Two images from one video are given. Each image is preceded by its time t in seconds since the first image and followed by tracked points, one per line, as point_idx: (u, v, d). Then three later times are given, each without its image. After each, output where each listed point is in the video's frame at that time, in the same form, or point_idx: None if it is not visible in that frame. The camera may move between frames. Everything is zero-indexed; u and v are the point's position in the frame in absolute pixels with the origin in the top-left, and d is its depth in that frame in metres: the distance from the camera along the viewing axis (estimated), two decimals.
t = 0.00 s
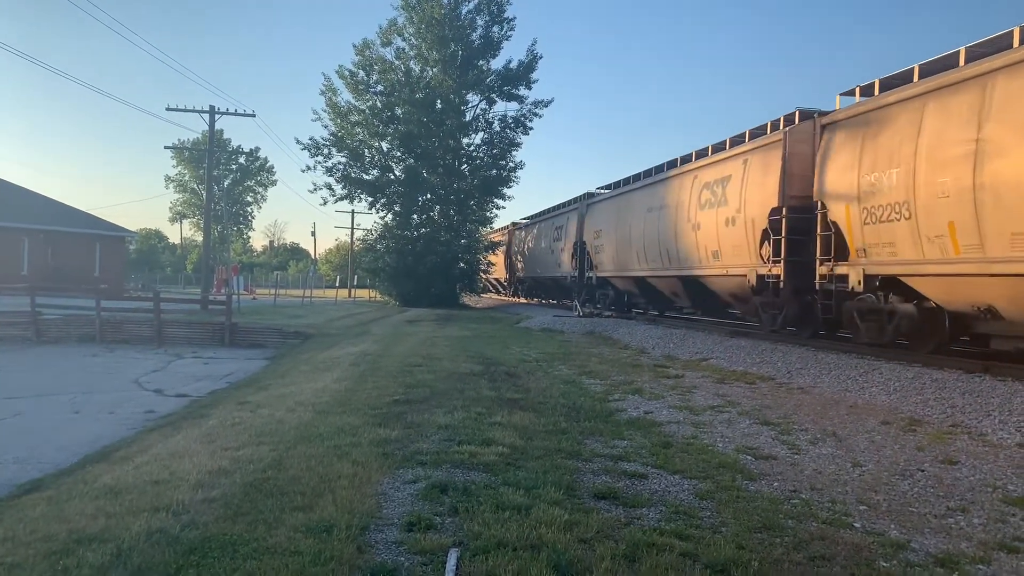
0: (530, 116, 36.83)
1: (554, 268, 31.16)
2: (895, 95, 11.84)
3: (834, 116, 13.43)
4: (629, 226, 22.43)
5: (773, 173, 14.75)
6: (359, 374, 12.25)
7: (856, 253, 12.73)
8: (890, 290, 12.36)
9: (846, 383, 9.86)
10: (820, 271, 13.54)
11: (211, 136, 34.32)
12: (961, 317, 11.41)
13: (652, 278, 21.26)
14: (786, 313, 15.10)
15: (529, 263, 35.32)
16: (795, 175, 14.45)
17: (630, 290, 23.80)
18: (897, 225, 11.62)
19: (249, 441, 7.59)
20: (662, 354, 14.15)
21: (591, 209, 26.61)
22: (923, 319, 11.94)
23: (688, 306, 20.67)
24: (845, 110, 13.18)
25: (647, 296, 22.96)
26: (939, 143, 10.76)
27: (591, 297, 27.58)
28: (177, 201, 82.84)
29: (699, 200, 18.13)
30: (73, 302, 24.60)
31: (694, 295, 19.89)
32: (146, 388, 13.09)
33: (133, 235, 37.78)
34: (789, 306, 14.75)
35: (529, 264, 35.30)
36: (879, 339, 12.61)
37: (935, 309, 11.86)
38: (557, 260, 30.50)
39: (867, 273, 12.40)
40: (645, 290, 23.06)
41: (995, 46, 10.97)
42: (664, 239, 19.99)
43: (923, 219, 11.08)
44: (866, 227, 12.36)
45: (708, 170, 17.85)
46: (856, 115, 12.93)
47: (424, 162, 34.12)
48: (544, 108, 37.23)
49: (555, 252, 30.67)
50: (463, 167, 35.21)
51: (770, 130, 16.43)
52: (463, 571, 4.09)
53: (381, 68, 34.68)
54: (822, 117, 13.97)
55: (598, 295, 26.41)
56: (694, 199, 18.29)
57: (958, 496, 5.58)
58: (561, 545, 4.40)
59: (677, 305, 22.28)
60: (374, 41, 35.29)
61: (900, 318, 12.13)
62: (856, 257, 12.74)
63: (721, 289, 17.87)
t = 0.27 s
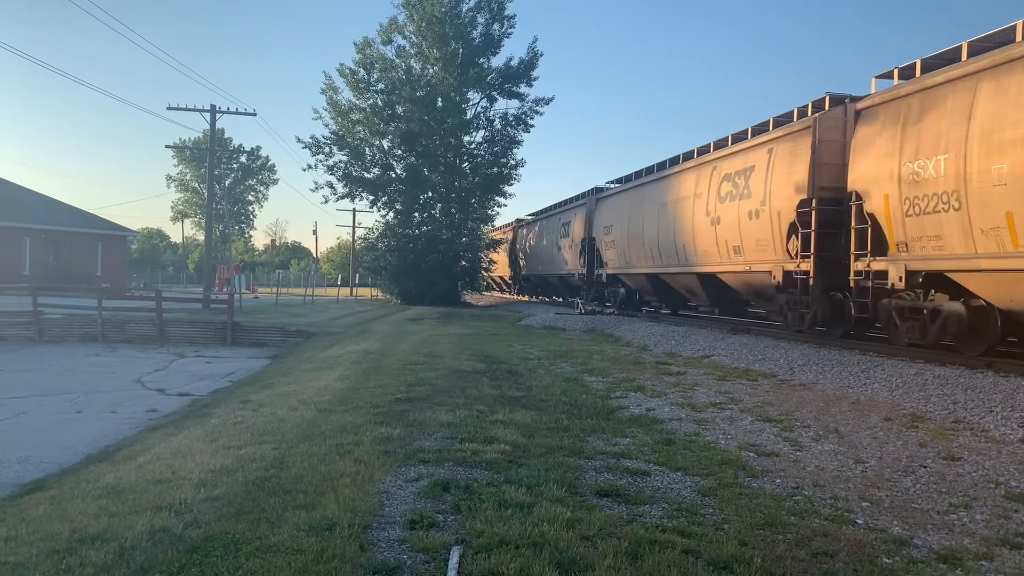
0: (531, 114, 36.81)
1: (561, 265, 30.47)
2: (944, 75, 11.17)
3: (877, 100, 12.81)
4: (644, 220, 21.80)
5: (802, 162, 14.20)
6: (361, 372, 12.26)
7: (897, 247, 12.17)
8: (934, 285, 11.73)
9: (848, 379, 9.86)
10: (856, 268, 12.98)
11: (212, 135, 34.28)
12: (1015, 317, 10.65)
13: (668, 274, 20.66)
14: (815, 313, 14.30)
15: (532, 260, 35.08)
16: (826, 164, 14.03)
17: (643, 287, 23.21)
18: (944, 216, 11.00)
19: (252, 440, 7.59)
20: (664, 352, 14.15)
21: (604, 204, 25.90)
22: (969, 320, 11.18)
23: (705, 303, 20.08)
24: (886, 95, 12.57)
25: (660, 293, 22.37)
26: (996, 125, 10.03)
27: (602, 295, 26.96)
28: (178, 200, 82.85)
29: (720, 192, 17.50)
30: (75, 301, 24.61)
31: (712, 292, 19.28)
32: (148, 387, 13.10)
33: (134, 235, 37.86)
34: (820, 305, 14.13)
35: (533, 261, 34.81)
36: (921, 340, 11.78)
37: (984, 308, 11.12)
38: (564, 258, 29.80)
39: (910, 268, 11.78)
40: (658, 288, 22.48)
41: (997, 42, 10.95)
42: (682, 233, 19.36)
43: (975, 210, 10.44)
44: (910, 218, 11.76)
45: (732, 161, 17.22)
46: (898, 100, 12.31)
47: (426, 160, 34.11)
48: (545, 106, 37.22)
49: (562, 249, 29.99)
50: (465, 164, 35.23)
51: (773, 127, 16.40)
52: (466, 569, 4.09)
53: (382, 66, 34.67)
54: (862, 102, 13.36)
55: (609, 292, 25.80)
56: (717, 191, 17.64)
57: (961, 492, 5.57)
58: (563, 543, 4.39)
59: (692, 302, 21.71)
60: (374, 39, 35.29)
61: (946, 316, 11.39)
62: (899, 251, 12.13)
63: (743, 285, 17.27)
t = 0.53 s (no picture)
0: (531, 114, 36.81)
1: (569, 263, 29.52)
2: (994, 55, 10.13)
3: (915, 84, 11.75)
4: (656, 217, 20.75)
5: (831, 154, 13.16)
6: (363, 373, 12.26)
7: (942, 242, 11.09)
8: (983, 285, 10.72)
9: (850, 377, 9.86)
10: (895, 266, 11.94)
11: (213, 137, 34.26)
12: None
13: (681, 274, 19.77)
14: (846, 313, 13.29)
15: (535, 259, 34.77)
16: (859, 154, 12.91)
17: (655, 287, 22.32)
18: (999, 208, 9.93)
19: (254, 441, 7.59)
20: (665, 351, 14.14)
21: (614, 200, 24.84)
22: None
23: (721, 304, 19.20)
24: (930, 75, 11.45)
25: (674, 294, 21.48)
26: None
27: (611, 295, 26.09)
28: (179, 202, 82.92)
29: (740, 185, 16.43)
30: (76, 304, 24.60)
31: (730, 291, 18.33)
32: (150, 389, 13.12)
33: (135, 237, 37.87)
34: (854, 306, 13.09)
35: (539, 259, 34.05)
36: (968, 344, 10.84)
37: None
38: (572, 256, 28.86)
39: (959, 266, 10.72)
40: (670, 288, 21.62)
41: (997, 39, 10.95)
42: (698, 230, 18.30)
43: None
44: (957, 210, 10.69)
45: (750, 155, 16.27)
46: (943, 80, 11.18)
47: (426, 161, 34.12)
48: (545, 105, 37.21)
49: (571, 247, 29.02)
50: (466, 165, 35.21)
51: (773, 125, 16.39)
52: (469, 570, 4.09)
53: (382, 67, 34.69)
54: (898, 87, 12.29)
55: (620, 293, 24.90)
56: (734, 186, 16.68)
57: (963, 490, 5.56)
58: (566, 543, 4.39)
59: (707, 302, 20.85)
60: (374, 39, 35.29)
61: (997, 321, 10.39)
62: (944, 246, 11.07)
63: (765, 284, 16.27)
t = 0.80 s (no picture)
0: (530, 115, 36.80)
1: (575, 265, 28.63)
2: None
3: (962, 66, 10.97)
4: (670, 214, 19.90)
5: (865, 144, 12.36)
6: (363, 375, 12.25)
7: (995, 238, 10.27)
8: None
9: (850, 377, 9.87)
10: (941, 264, 11.06)
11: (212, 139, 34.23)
12: None
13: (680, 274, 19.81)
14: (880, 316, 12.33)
15: (535, 260, 34.66)
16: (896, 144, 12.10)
17: (668, 288, 21.50)
18: None
19: (254, 443, 7.59)
20: (666, 351, 14.13)
21: (625, 198, 23.96)
22: None
23: (738, 305, 18.40)
24: (980, 56, 10.63)
25: (687, 295, 20.68)
26: None
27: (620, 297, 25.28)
28: (178, 205, 82.89)
29: (762, 180, 15.62)
30: (76, 307, 24.60)
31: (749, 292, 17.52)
32: (150, 392, 13.11)
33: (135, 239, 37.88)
34: (890, 308, 12.13)
35: (543, 260, 33.29)
36: None
37: None
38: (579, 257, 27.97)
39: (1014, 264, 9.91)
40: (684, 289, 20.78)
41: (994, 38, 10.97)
42: (716, 227, 17.46)
43: None
44: (1013, 203, 9.89)
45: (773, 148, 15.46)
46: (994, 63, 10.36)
47: (426, 163, 34.11)
48: (544, 107, 37.21)
49: (577, 247, 28.14)
50: (465, 166, 35.24)
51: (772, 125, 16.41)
52: (469, 571, 4.09)
53: (381, 68, 34.70)
54: (943, 71, 11.48)
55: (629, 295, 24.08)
56: (756, 180, 15.87)
57: (963, 489, 5.56)
58: (566, 544, 4.38)
59: (722, 303, 20.06)
60: (373, 41, 35.32)
61: None
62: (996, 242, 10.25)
63: (789, 284, 15.46)
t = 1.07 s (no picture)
0: (529, 116, 36.81)
1: (582, 265, 27.75)
2: None
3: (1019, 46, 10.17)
4: (685, 211, 19.11)
5: (902, 135, 11.56)
6: (362, 376, 12.24)
7: None
8: None
9: (849, 377, 9.89)
10: (992, 263, 10.25)
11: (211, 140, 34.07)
12: None
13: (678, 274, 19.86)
14: (921, 319, 11.66)
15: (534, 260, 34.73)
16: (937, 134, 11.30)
17: (680, 288, 20.70)
18: None
19: (253, 445, 7.59)
20: (665, 352, 14.14)
21: (635, 194, 23.12)
22: None
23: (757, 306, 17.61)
24: None
25: (700, 295, 19.86)
26: None
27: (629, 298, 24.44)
28: (177, 206, 82.82)
29: (785, 174, 14.86)
30: (74, 309, 24.57)
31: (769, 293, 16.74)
32: (149, 393, 13.11)
33: (133, 241, 37.87)
34: (931, 311, 11.45)
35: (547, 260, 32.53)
36: None
37: None
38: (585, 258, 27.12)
39: None
40: (700, 291, 19.90)
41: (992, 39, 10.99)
42: (736, 224, 16.68)
43: None
44: None
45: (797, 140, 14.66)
46: None
47: (424, 163, 34.12)
48: (542, 107, 37.22)
49: (584, 247, 27.30)
50: (463, 167, 35.09)
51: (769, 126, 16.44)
52: (468, 572, 4.08)
53: (379, 69, 34.70)
54: (993, 52, 10.82)
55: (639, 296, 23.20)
56: (779, 175, 15.07)
57: (963, 489, 5.56)
58: (565, 545, 4.38)
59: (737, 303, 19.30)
60: (371, 42, 35.33)
61: None
62: None
63: (816, 284, 14.70)
